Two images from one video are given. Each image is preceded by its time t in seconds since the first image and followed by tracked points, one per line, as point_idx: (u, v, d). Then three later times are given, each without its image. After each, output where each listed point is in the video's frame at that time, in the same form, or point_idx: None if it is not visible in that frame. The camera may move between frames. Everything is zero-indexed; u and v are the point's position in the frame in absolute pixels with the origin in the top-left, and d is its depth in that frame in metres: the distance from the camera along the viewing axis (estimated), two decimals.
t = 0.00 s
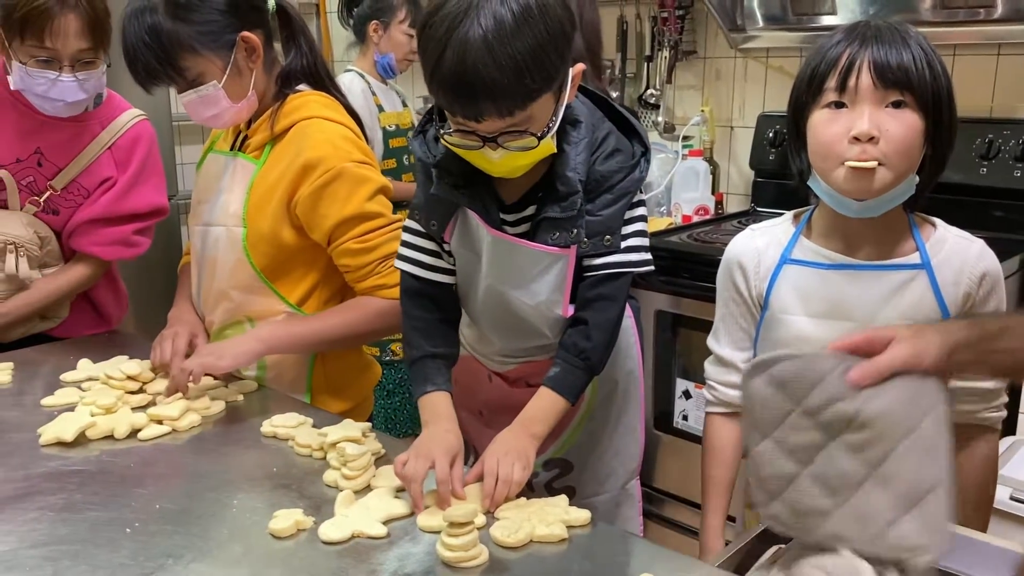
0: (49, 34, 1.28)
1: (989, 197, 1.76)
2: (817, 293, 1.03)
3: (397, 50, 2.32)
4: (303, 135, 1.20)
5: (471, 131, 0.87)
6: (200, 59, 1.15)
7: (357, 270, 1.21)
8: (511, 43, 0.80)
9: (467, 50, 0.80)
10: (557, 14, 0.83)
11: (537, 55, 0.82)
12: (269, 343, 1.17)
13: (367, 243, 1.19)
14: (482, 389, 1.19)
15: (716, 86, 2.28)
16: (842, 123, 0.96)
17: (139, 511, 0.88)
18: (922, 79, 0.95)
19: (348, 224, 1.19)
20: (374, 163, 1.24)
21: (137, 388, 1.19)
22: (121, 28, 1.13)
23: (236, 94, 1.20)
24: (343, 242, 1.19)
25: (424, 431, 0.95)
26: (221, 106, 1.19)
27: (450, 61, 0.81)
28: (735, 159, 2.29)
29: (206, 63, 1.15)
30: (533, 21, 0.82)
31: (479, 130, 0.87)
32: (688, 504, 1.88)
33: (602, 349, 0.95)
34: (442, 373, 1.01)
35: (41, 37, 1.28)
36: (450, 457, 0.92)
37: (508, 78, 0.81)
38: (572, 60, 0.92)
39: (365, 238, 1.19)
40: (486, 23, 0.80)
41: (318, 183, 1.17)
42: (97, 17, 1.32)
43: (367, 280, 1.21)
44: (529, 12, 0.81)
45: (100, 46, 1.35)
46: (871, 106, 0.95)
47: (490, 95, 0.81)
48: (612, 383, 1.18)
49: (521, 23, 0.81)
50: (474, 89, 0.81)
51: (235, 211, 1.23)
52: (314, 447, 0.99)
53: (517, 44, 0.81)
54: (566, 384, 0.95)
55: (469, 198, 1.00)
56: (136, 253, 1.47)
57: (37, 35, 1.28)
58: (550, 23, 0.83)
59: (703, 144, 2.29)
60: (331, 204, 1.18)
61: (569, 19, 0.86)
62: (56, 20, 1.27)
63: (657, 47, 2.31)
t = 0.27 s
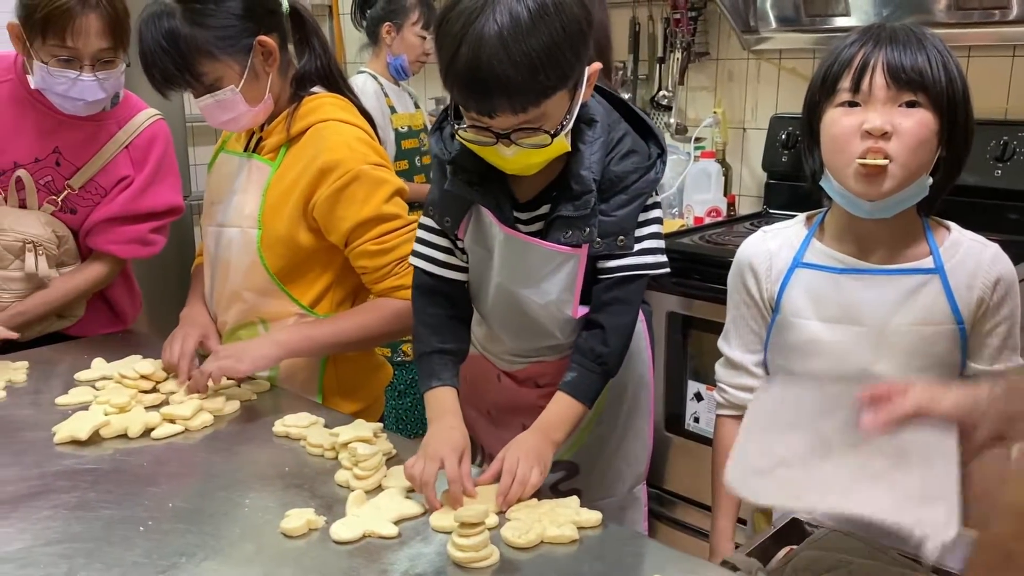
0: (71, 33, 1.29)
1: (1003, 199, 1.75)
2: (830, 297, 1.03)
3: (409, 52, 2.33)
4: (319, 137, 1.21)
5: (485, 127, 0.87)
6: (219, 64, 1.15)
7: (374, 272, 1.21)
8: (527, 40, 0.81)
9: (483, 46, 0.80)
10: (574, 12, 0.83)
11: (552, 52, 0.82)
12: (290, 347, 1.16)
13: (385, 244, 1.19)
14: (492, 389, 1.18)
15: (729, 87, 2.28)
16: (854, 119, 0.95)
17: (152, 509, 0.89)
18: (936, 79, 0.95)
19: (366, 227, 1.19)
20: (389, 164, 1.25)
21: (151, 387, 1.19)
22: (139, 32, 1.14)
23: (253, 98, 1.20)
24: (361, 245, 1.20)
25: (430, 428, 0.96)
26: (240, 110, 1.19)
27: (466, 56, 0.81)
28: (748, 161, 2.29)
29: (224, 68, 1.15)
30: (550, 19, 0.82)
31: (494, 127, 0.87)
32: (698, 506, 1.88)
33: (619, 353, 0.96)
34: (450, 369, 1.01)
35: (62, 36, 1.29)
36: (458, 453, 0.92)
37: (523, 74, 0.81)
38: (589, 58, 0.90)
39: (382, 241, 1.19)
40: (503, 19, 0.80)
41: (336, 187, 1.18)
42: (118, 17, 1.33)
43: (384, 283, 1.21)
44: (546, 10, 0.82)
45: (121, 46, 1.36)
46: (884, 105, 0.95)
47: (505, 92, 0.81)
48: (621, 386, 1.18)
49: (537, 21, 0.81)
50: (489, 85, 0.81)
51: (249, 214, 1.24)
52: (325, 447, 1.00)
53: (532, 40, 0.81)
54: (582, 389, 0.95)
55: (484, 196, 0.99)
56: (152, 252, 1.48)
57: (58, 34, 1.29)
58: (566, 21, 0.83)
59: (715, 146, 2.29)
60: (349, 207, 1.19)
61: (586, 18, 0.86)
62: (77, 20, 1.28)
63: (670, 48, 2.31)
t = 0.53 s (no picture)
0: (92, 32, 1.30)
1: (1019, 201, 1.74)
2: (847, 298, 1.02)
3: (423, 52, 2.34)
4: (335, 138, 1.21)
5: (504, 122, 0.87)
6: (240, 67, 1.16)
7: (382, 276, 1.21)
8: (551, 36, 0.81)
9: (506, 40, 0.80)
10: (599, 8, 0.83)
11: (576, 48, 0.82)
12: (292, 349, 1.17)
13: (393, 250, 1.19)
14: (496, 387, 1.18)
15: (742, 88, 2.27)
16: (873, 123, 0.95)
17: (167, 507, 0.89)
18: (958, 79, 0.94)
19: (376, 229, 1.20)
20: (404, 168, 1.25)
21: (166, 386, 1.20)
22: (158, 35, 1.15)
23: (271, 99, 1.21)
24: (370, 248, 1.20)
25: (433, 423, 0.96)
26: (258, 111, 1.19)
27: (489, 50, 0.81)
28: (761, 162, 2.28)
29: (244, 71, 1.16)
30: (575, 15, 0.82)
31: (514, 121, 0.87)
32: (710, 508, 1.87)
33: (630, 358, 0.95)
34: (456, 363, 1.02)
35: (83, 35, 1.30)
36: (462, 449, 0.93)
37: (545, 69, 0.81)
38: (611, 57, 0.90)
39: (391, 245, 1.19)
40: (528, 13, 0.80)
41: (349, 188, 1.19)
42: (139, 17, 1.33)
43: (391, 286, 1.21)
44: (571, 5, 0.81)
45: (140, 46, 1.37)
46: (903, 106, 0.94)
47: (528, 86, 0.82)
48: (628, 392, 1.17)
49: (563, 16, 0.81)
50: (511, 79, 0.81)
51: (264, 214, 1.25)
52: (339, 446, 1.00)
53: (556, 36, 0.81)
54: (594, 394, 0.94)
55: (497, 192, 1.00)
56: (167, 250, 1.50)
57: (79, 33, 1.30)
58: (591, 17, 0.83)
59: (728, 147, 2.28)
60: (360, 209, 1.19)
61: (611, 14, 0.86)
62: (98, 19, 1.29)
63: (683, 49, 2.30)
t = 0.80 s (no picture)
0: (110, 32, 1.31)
1: None
2: (865, 299, 1.01)
3: (436, 53, 2.34)
4: (348, 138, 1.22)
5: (522, 117, 0.87)
6: (255, 68, 1.16)
7: (390, 277, 1.22)
8: (572, 31, 0.81)
9: (528, 35, 0.80)
10: (621, 5, 0.83)
11: (598, 44, 0.82)
12: (296, 351, 1.17)
13: (401, 252, 1.20)
14: (506, 386, 1.17)
15: (755, 89, 2.27)
16: (890, 122, 0.94)
17: (182, 505, 0.90)
18: (977, 79, 0.94)
19: (386, 231, 1.20)
20: (416, 170, 1.25)
21: (181, 385, 1.21)
22: (175, 37, 1.15)
23: (287, 98, 1.21)
24: (379, 249, 1.20)
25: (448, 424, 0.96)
26: (274, 111, 1.20)
27: (511, 45, 0.81)
28: (774, 163, 2.27)
29: (259, 71, 1.17)
30: (597, 11, 0.82)
31: (532, 116, 0.87)
32: (722, 510, 1.87)
33: (643, 357, 0.95)
34: (471, 365, 1.01)
35: (102, 35, 1.31)
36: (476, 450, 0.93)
37: (567, 64, 0.81)
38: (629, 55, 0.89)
39: (400, 246, 1.20)
40: (551, 8, 0.80)
41: (359, 189, 1.19)
42: (156, 18, 1.34)
43: (400, 288, 1.22)
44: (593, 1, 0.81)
45: (156, 47, 1.38)
46: (921, 107, 0.94)
47: (549, 80, 0.82)
48: (639, 393, 1.17)
49: (585, 12, 0.81)
50: (533, 74, 0.81)
51: (279, 215, 1.25)
52: (353, 445, 1.01)
53: (578, 31, 0.81)
54: (607, 393, 0.94)
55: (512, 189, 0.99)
56: (179, 250, 1.52)
57: (98, 33, 1.31)
58: (613, 14, 0.83)
59: (741, 148, 2.28)
60: (370, 210, 1.19)
61: (633, 11, 0.86)
62: (116, 20, 1.30)
63: (696, 50, 2.30)
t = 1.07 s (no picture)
0: (120, 29, 1.32)
1: None
2: (881, 300, 1.00)
3: (448, 53, 2.35)
4: (362, 138, 1.22)
5: (537, 113, 0.87)
6: (268, 68, 1.17)
7: (403, 276, 1.22)
8: (588, 28, 0.81)
9: (544, 32, 0.80)
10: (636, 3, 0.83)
11: (613, 40, 0.82)
12: (314, 350, 1.17)
13: (415, 251, 1.20)
14: (516, 384, 1.16)
15: (768, 89, 2.26)
16: (907, 123, 0.94)
17: (197, 502, 0.90)
18: (994, 79, 0.93)
19: (399, 230, 1.20)
20: (429, 169, 1.25)
21: (196, 383, 1.21)
22: (189, 36, 1.16)
23: (301, 100, 1.22)
24: (392, 248, 1.21)
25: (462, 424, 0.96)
26: (287, 111, 1.20)
27: (526, 41, 0.81)
28: (787, 163, 2.27)
29: (273, 72, 1.17)
30: (613, 9, 0.82)
31: (546, 113, 0.87)
32: (734, 511, 1.86)
33: (652, 357, 0.93)
34: (484, 365, 1.01)
35: (112, 32, 1.32)
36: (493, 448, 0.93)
37: (582, 60, 0.81)
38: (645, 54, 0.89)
39: (413, 245, 1.20)
40: (566, 5, 0.81)
41: (373, 188, 1.19)
42: (166, 16, 1.35)
43: (412, 287, 1.22)
44: None
45: (166, 44, 1.39)
46: (938, 107, 0.93)
47: (564, 77, 0.82)
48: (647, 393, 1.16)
49: (601, 10, 0.81)
50: (548, 70, 0.82)
51: (293, 214, 1.26)
52: (366, 444, 1.01)
53: (594, 28, 0.81)
54: (616, 396, 0.93)
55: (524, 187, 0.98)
56: (190, 248, 1.52)
57: (108, 30, 1.32)
58: (628, 12, 0.83)
59: (754, 148, 2.27)
60: (383, 209, 1.20)
61: (648, 10, 0.86)
62: (126, 18, 1.31)
63: (708, 50, 2.29)
